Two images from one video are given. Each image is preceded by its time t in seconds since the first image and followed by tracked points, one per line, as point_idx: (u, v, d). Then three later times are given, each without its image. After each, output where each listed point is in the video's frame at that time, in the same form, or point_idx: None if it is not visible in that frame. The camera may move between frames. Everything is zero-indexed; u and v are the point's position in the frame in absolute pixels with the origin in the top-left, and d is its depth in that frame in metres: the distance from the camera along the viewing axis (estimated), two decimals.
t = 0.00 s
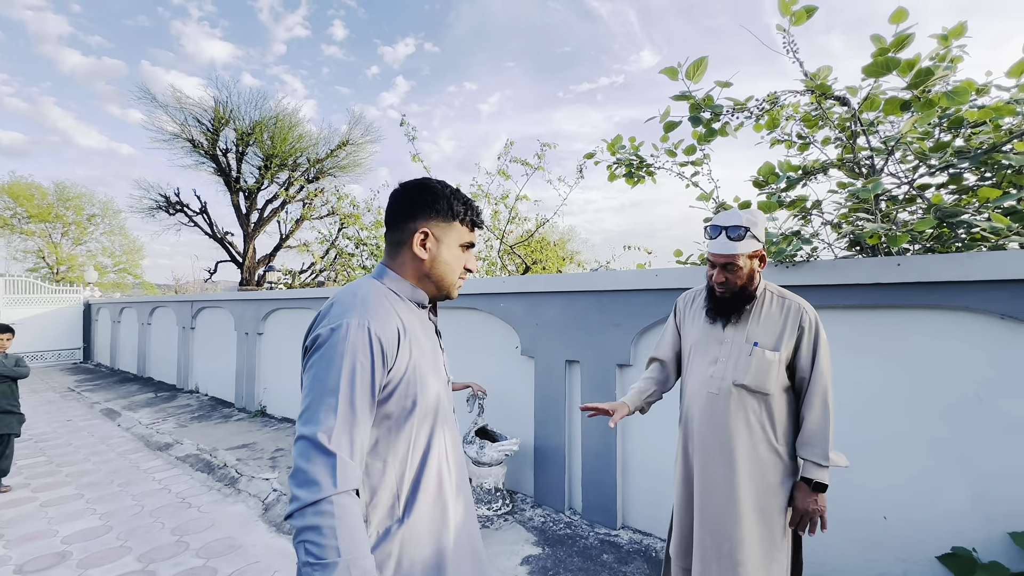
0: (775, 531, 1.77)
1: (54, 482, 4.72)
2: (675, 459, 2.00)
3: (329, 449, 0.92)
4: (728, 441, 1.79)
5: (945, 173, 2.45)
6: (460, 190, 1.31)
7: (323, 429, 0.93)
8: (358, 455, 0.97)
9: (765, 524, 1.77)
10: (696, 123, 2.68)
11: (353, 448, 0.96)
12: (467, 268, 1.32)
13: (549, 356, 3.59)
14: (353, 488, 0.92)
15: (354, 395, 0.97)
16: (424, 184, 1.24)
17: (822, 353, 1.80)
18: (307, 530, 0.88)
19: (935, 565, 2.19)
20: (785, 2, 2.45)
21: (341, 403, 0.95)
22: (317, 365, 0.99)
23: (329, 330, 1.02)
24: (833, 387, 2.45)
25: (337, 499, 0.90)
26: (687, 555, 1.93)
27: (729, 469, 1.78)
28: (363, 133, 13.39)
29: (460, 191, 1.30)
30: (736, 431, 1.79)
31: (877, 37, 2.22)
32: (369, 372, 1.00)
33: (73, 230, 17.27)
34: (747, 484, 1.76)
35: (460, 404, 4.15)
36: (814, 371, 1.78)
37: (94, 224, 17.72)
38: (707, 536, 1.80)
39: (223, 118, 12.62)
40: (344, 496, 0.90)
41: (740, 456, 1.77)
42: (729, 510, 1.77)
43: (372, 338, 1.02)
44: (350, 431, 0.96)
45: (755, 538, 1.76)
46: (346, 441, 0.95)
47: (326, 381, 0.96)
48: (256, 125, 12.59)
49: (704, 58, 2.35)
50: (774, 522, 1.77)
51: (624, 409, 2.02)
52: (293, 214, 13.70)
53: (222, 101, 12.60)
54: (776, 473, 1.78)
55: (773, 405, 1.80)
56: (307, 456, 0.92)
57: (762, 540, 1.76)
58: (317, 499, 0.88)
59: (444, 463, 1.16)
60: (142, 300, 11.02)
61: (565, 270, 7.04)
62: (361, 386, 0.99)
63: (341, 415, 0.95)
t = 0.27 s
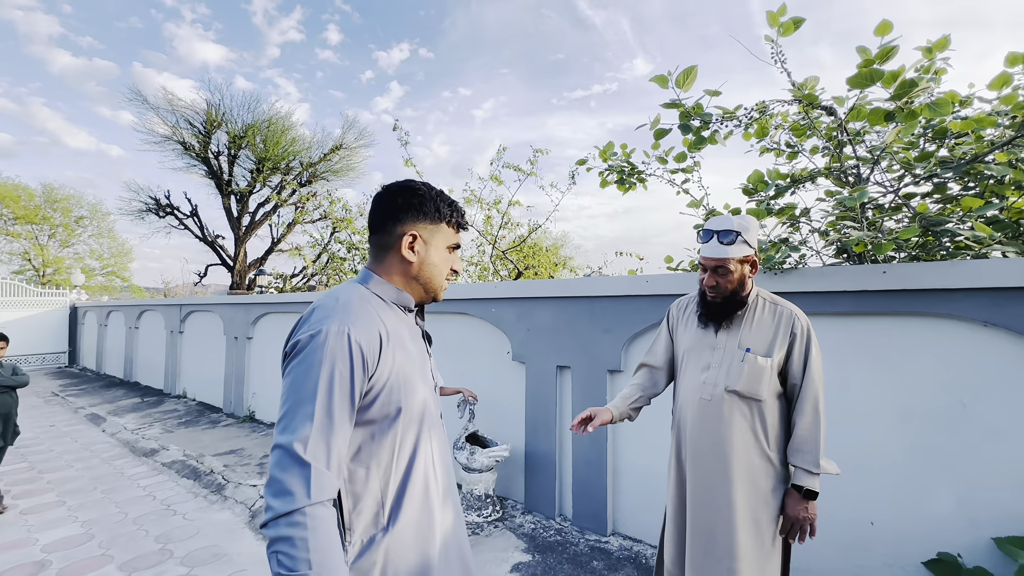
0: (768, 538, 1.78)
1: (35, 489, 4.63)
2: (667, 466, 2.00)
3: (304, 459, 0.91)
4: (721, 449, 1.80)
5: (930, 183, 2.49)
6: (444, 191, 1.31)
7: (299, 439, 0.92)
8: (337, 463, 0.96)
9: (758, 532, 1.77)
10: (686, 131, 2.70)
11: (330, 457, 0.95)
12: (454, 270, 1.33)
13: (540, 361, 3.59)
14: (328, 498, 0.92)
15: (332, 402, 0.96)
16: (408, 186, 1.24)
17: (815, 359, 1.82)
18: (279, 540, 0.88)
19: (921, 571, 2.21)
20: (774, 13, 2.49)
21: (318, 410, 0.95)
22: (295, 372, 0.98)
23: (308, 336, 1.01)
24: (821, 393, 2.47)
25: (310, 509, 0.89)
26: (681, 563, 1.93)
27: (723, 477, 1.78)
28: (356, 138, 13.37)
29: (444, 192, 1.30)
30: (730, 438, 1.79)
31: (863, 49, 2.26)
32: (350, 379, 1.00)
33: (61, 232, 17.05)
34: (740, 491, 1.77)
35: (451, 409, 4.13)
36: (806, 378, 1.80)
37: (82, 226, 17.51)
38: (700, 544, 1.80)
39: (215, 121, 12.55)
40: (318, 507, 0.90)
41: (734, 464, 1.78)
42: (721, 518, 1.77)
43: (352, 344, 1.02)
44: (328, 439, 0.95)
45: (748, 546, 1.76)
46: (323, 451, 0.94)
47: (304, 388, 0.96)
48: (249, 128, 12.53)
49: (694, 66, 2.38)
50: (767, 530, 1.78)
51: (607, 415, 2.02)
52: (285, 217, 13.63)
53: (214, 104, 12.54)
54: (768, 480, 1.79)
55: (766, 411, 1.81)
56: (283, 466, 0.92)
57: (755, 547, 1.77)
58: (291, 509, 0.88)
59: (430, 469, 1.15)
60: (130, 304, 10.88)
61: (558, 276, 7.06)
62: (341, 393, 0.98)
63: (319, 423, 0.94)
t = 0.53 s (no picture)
0: (762, 549, 1.77)
1: (18, 498, 4.54)
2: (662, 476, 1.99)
3: (280, 479, 0.90)
4: (715, 458, 1.79)
5: (919, 192, 2.51)
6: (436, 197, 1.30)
7: (277, 457, 0.91)
8: (317, 481, 0.95)
9: (752, 544, 1.76)
10: (679, 139, 2.71)
11: (309, 477, 0.93)
12: (447, 277, 1.31)
13: (533, 368, 3.57)
14: (306, 518, 0.90)
15: (313, 418, 0.95)
16: (399, 192, 1.22)
17: (808, 367, 1.82)
18: (253, 562, 0.86)
19: None
20: (765, 23, 2.51)
21: (297, 428, 0.93)
22: (276, 387, 0.97)
23: (290, 350, 1.00)
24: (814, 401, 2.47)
25: (285, 530, 0.87)
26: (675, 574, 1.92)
27: (717, 487, 1.78)
28: (351, 142, 13.35)
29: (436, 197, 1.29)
30: (725, 449, 1.78)
31: (853, 59, 2.29)
32: (331, 394, 0.98)
33: (50, 235, 16.86)
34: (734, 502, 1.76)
35: (443, 416, 4.10)
36: (800, 387, 1.80)
37: (72, 229, 17.32)
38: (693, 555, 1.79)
39: (209, 124, 12.49)
40: (294, 529, 0.88)
41: (728, 474, 1.77)
42: (715, 529, 1.77)
43: (335, 358, 1.00)
44: (308, 457, 0.94)
45: (742, 557, 1.75)
46: (301, 470, 0.93)
47: (284, 404, 0.94)
48: (242, 131, 12.45)
49: (686, 75, 2.39)
50: (761, 540, 1.77)
51: (588, 422, 2.01)
52: (278, 221, 13.55)
53: (207, 107, 12.47)
54: (763, 490, 1.79)
55: (760, 420, 1.81)
56: (260, 486, 0.90)
57: (749, 558, 1.76)
58: (266, 531, 0.86)
59: (419, 483, 1.13)
60: (119, 308, 10.76)
61: (552, 281, 7.06)
62: (322, 409, 0.96)
63: (298, 440, 0.93)
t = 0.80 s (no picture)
0: (757, 552, 1.78)
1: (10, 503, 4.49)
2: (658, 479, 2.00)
3: (273, 485, 0.90)
4: (710, 462, 1.80)
5: (912, 197, 2.54)
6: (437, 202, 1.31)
7: (269, 463, 0.91)
8: (310, 487, 0.95)
9: (747, 547, 1.78)
10: (675, 144, 2.74)
11: (301, 483, 0.94)
12: (447, 281, 1.32)
13: (530, 371, 3.58)
14: (298, 524, 0.91)
15: (306, 424, 0.95)
16: (400, 196, 1.23)
17: (803, 370, 1.84)
18: (245, 567, 0.87)
19: None
20: (760, 30, 2.54)
21: (290, 433, 0.94)
22: (270, 393, 0.98)
23: (285, 356, 1.00)
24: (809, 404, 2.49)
25: (278, 536, 0.88)
26: None
27: (713, 490, 1.79)
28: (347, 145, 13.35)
29: (437, 202, 1.30)
30: (720, 453, 1.80)
31: (846, 66, 2.32)
32: (325, 400, 0.98)
33: (44, 237, 16.77)
34: (731, 505, 1.77)
35: (440, 419, 4.10)
36: (795, 391, 1.81)
37: (66, 232, 17.23)
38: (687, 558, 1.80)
39: (205, 127, 12.47)
40: (286, 534, 0.89)
41: (723, 477, 1.78)
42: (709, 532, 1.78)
43: (329, 364, 1.00)
44: (301, 463, 0.94)
45: (737, 560, 1.76)
46: (294, 476, 0.93)
47: (279, 410, 0.95)
48: (239, 134, 12.44)
49: (682, 81, 2.42)
50: (756, 543, 1.78)
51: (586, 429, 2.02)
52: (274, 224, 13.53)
53: (204, 110, 12.46)
54: (759, 493, 1.80)
55: (756, 423, 1.82)
56: (253, 491, 0.91)
57: (744, 560, 1.77)
58: (258, 536, 0.87)
59: (416, 488, 1.14)
60: (114, 311, 10.70)
61: (549, 285, 7.07)
62: (316, 415, 0.97)
63: (292, 446, 0.94)
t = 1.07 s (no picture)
0: (755, 552, 1.79)
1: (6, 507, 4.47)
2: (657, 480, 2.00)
3: (264, 485, 0.91)
4: (707, 462, 1.81)
5: (908, 199, 2.56)
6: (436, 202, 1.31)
7: (261, 463, 0.92)
8: (303, 487, 0.96)
9: (745, 548, 1.78)
10: (672, 146, 2.75)
11: (293, 483, 0.94)
12: (446, 281, 1.32)
13: (529, 373, 3.58)
14: (290, 524, 0.91)
15: (298, 425, 0.96)
16: (398, 197, 1.24)
17: (800, 370, 1.85)
18: (237, 566, 0.87)
19: None
20: (756, 33, 2.56)
21: (282, 434, 0.94)
22: (264, 394, 0.98)
23: (279, 358, 1.01)
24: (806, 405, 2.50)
25: (270, 536, 0.88)
26: None
27: (712, 491, 1.79)
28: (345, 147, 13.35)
29: (435, 202, 1.30)
30: (717, 454, 1.80)
31: (842, 69, 2.33)
32: (317, 401, 0.99)
33: (40, 240, 16.71)
34: (728, 505, 1.78)
35: (439, 422, 4.10)
36: (792, 391, 1.82)
37: (62, 234, 17.16)
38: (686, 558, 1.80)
39: (202, 129, 12.46)
40: (277, 534, 0.89)
41: (721, 478, 1.79)
42: (708, 532, 1.79)
43: (322, 365, 1.01)
44: (294, 464, 0.95)
45: (735, 561, 1.76)
46: (286, 476, 0.94)
47: (271, 411, 0.96)
48: (236, 136, 12.43)
49: (679, 84, 2.43)
50: (754, 543, 1.79)
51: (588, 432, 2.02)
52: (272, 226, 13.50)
53: (201, 112, 12.44)
54: (757, 494, 1.80)
55: (753, 424, 1.83)
56: (246, 491, 0.92)
57: (743, 561, 1.77)
58: (249, 536, 0.87)
59: (415, 490, 1.14)
60: (110, 314, 10.66)
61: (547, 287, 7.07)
62: (308, 416, 0.97)
63: (284, 447, 0.94)
